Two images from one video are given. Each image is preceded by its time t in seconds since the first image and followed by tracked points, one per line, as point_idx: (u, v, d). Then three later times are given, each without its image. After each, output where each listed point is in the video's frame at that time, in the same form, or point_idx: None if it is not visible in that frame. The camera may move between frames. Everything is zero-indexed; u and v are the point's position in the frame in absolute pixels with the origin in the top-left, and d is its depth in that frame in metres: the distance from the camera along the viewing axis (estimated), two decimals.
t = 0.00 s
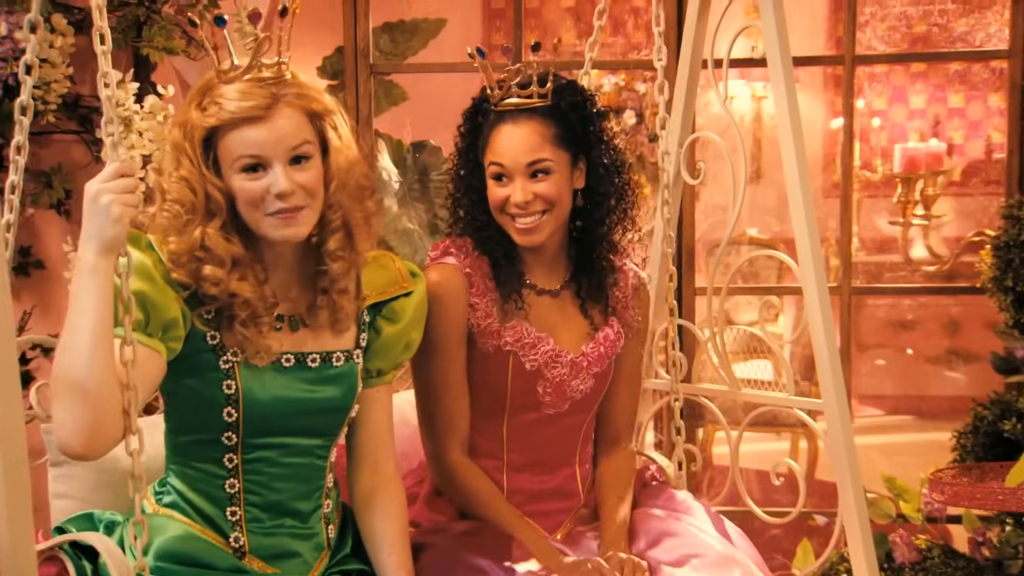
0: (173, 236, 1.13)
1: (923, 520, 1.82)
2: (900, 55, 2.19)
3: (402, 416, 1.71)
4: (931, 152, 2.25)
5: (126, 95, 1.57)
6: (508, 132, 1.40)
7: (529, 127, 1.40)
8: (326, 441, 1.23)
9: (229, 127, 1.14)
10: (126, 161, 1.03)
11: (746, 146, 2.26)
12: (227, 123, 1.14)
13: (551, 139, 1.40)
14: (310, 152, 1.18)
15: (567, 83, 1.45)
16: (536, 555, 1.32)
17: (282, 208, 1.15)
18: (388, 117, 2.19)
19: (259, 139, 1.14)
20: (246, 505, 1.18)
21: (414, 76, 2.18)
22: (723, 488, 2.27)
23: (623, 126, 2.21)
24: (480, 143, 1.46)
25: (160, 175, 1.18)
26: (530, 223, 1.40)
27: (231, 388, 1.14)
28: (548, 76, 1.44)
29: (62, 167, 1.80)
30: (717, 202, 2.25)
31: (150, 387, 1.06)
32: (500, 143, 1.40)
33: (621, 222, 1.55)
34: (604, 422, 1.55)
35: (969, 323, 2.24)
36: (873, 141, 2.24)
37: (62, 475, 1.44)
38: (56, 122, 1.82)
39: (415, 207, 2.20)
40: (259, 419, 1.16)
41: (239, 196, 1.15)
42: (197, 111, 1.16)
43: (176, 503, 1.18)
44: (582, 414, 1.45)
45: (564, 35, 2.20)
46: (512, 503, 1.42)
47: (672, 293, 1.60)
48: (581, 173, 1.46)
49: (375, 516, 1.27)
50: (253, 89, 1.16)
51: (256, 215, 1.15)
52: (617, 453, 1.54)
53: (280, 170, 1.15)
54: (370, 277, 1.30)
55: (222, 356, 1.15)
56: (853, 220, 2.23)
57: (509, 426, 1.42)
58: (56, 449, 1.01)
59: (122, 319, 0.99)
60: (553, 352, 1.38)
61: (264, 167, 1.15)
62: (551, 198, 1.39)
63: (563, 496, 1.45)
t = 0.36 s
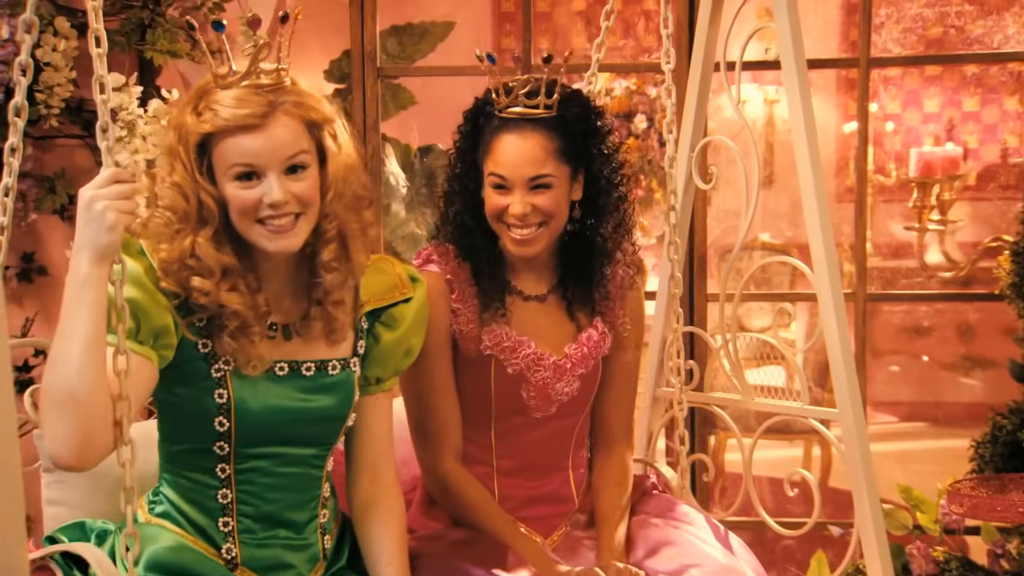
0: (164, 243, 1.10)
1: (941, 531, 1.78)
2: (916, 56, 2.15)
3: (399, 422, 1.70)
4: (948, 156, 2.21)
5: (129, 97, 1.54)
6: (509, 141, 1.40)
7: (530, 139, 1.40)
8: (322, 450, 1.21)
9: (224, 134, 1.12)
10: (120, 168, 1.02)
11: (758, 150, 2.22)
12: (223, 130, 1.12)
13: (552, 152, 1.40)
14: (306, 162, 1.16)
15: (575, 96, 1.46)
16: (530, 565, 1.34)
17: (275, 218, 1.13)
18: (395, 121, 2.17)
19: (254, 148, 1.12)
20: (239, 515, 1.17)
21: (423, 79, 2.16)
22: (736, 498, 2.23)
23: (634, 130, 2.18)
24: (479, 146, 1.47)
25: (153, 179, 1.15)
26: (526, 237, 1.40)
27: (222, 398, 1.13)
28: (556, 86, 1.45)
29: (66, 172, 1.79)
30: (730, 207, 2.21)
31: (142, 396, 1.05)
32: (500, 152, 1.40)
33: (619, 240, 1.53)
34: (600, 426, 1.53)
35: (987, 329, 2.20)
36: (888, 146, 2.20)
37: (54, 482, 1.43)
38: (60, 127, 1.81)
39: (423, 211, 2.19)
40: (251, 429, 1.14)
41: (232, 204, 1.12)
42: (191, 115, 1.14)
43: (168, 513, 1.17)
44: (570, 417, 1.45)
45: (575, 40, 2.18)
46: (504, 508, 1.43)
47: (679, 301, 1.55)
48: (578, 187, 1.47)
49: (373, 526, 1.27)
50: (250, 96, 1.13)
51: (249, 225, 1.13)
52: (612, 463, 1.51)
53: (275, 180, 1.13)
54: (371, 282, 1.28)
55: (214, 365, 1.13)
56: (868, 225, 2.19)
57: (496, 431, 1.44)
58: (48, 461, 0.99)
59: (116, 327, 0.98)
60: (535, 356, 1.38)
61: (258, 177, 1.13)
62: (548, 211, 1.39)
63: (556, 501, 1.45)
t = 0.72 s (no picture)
0: (163, 246, 1.09)
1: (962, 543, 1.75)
2: (935, 57, 2.11)
3: (407, 429, 1.68)
4: (967, 159, 2.17)
5: (135, 101, 1.52)
6: (507, 148, 1.38)
7: (527, 146, 1.38)
8: (328, 455, 1.19)
9: (224, 135, 1.10)
10: (121, 173, 1.00)
11: (773, 153, 2.19)
12: (222, 130, 1.09)
13: (551, 159, 1.38)
14: (307, 163, 1.13)
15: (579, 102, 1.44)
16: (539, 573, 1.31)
17: (276, 220, 1.11)
18: (406, 125, 2.14)
19: (255, 149, 1.09)
20: (244, 523, 1.14)
21: (434, 82, 2.13)
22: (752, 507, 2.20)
23: (647, 133, 2.15)
24: (480, 152, 1.45)
25: (150, 180, 1.13)
26: (524, 244, 1.38)
27: (225, 401, 1.10)
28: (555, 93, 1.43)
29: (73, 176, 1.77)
30: (745, 212, 2.18)
31: (145, 404, 1.03)
32: (498, 159, 1.38)
33: (623, 248, 1.52)
34: (607, 431, 1.50)
35: (1006, 336, 2.17)
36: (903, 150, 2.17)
37: (58, 491, 1.41)
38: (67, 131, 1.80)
39: (433, 215, 2.17)
40: (254, 435, 1.12)
41: (233, 207, 1.10)
42: (190, 115, 1.11)
43: (173, 523, 1.14)
44: (575, 423, 1.43)
45: (588, 43, 2.15)
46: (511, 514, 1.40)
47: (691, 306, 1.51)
48: (579, 194, 1.45)
49: (381, 532, 1.24)
50: (250, 95, 1.11)
51: (250, 227, 1.11)
52: (617, 472, 1.48)
53: (275, 181, 1.10)
54: (369, 286, 1.27)
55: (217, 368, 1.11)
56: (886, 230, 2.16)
57: (500, 436, 1.42)
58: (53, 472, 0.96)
59: (120, 333, 0.96)
60: (535, 362, 1.36)
61: (259, 178, 1.10)
62: (546, 219, 1.37)
63: (563, 506, 1.43)
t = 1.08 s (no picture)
0: (182, 241, 1.06)
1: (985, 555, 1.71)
2: (955, 60, 2.08)
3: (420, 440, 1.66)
4: (989, 162, 2.14)
5: (143, 104, 1.50)
6: (518, 148, 1.35)
7: (539, 145, 1.35)
8: (339, 461, 1.16)
9: (224, 132, 1.08)
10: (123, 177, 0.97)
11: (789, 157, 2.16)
12: (222, 127, 1.08)
13: (563, 159, 1.35)
14: (309, 154, 1.12)
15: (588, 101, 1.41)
16: None
17: (284, 214, 1.10)
18: (418, 129, 2.12)
19: (256, 142, 1.08)
20: (252, 528, 1.11)
21: (445, 86, 2.10)
22: (770, 517, 2.17)
23: (662, 137, 2.13)
24: (491, 153, 1.43)
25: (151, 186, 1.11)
26: (534, 247, 1.35)
27: (237, 402, 1.08)
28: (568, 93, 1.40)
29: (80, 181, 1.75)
30: (761, 217, 2.15)
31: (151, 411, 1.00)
32: (508, 159, 1.35)
33: (640, 250, 1.50)
34: (630, 444, 1.47)
35: None
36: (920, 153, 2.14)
37: (64, 505, 1.39)
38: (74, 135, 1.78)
39: (444, 220, 2.14)
40: (265, 439, 1.10)
41: (238, 205, 1.09)
42: (186, 118, 1.10)
43: (178, 528, 1.11)
44: (595, 433, 1.39)
45: (603, 47, 2.12)
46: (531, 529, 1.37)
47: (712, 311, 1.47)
48: (592, 196, 1.43)
49: (391, 546, 1.21)
50: (244, 90, 1.10)
51: (258, 223, 1.10)
52: (647, 486, 1.44)
53: (279, 174, 1.09)
54: (381, 288, 1.24)
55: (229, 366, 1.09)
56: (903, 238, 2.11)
57: (518, 447, 1.39)
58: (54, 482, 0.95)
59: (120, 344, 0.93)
60: (548, 368, 1.33)
61: (263, 173, 1.09)
62: (557, 221, 1.34)
63: (586, 519, 1.39)
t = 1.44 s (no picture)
0: (193, 244, 1.03)
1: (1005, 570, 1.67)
2: (973, 63, 2.04)
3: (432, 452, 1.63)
4: (1008, 167, 2.10)
5: (147, 109, 1.47)
6: (538, 146, 1.33)
7: (561, 144, 1.33)
8: (355, 474, 1.13)
9: (225, 125, 1.07)
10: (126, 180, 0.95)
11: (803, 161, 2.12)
12: (223, 119, 1.07)
13: (584, 159, 1.33)
14: (313, 143, 1.10)
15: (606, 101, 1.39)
16: None
17: (292, 203, 1.08)
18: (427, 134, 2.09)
19: (258, 130, 1.07)
20: (267, 542, 1.08)
21: (456, 90, 2.08)
22: (784, 528, 2.13)
23: (674, 142, 2.09)
24: (506, 152, 1.39)
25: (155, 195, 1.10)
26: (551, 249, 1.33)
27: (251, 411, 1.06)
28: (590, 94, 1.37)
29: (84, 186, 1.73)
30: (775, 222, 2.12)
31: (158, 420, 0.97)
32: (527, 156, 1.33)
33: (658, 257, 1.46)
34: (652, 461, 1.44)
35: None
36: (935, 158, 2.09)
37: (68, 525, 1.37)
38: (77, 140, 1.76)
39: (453, 226, 2.11)
40: (279, 451, 1.07)
41: (245, 200, 1.07)
42: (187, 121, 1.09)
43: (190, 542, 1.08)
44: (616, 449, 1.36)
45: (615, 51, 2.09)
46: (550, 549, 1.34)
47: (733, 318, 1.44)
48: (610, 200, 1.40)
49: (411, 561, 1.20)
50: (244, 83, 1.09)
51: (268, 215, 1.07)
52: (668, 506, 1.41)
53: (283, 161, 1.08)
54: (393, 296, 1.20)
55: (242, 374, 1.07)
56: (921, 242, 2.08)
57: (536, 465, 1.35)
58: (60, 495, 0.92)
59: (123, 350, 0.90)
60: (561, 379, 1.30)
61: (269, 163, 1.07)
62: (576, 225, 1.32)
63: (605, 540, 1.36)
